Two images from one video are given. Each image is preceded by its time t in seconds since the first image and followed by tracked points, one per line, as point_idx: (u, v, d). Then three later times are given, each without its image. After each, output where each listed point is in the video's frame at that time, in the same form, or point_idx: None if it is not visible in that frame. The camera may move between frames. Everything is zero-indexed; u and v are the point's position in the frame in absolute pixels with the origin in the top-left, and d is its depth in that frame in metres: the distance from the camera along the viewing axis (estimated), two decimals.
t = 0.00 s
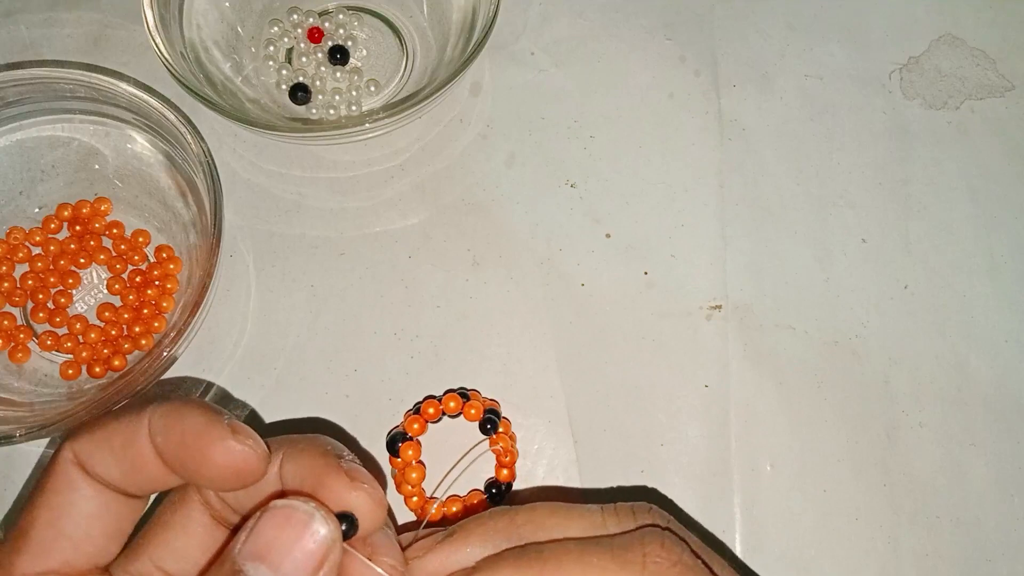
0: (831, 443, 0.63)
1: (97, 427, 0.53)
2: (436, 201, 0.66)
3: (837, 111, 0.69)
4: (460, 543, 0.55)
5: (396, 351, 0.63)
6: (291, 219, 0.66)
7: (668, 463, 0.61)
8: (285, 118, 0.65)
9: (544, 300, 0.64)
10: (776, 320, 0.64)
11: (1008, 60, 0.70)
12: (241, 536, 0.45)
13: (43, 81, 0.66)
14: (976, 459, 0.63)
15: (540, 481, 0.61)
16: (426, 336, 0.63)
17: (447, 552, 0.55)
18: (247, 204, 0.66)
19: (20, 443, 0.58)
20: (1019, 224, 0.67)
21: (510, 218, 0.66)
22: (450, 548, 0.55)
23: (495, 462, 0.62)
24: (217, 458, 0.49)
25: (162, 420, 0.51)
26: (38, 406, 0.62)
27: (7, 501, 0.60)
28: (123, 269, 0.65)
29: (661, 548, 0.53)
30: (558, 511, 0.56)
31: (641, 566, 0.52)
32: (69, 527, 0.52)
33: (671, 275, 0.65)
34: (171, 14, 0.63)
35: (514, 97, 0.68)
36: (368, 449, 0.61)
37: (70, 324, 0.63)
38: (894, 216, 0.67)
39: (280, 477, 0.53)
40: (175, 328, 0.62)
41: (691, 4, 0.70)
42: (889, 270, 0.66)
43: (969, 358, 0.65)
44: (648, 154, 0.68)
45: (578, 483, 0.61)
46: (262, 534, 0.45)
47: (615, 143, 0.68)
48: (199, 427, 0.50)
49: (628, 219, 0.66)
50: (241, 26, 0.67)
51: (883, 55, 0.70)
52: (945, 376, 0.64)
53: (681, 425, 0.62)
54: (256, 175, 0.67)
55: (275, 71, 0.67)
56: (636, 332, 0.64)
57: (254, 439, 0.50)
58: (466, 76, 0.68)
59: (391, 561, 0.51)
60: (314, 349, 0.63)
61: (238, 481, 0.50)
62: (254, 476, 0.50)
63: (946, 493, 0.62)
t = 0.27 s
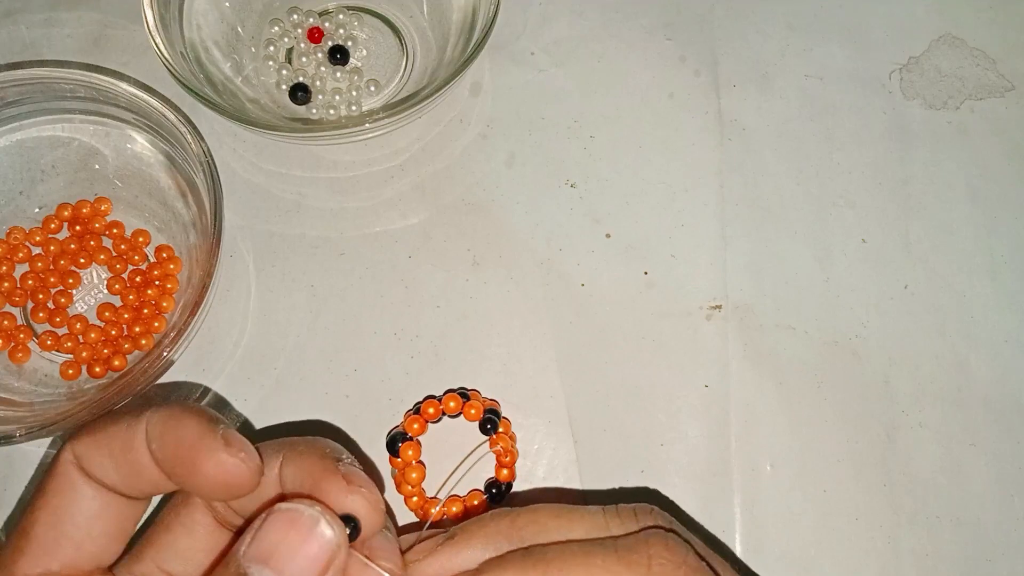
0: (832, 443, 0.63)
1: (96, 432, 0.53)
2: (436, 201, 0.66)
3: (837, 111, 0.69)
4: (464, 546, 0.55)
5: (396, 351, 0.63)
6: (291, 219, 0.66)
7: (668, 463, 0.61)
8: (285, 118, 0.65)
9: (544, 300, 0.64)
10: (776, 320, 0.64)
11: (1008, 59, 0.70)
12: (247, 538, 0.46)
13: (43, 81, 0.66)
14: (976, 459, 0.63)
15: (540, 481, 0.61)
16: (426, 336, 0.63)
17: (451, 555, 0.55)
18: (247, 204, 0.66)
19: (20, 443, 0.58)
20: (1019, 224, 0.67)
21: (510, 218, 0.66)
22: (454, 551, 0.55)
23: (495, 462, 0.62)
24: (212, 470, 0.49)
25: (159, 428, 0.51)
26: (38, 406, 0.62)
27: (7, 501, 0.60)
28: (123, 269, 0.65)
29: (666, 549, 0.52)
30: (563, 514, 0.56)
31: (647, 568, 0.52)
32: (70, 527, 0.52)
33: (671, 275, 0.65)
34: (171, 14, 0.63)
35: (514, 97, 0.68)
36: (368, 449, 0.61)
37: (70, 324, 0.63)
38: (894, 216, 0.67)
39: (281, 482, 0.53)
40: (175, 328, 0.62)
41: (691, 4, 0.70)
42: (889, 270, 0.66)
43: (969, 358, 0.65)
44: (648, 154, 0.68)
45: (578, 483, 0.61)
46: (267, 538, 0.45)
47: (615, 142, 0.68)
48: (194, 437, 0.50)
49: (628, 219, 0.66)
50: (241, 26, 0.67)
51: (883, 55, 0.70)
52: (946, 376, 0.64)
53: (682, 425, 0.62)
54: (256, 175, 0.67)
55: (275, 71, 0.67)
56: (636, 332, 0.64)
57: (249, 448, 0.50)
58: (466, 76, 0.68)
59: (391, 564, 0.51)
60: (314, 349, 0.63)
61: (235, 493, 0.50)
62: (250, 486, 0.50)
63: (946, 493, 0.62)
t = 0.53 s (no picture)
0: (832, 443, 0.63)
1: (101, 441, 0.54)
2: (436, 201, 0.66)
3: (837, 111, 0.69)
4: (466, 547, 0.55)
5: (396, 351, 0.63)
6: (291, 219, 0.66)
7: (668, 463, 0.61)
8: (285, 118, 0.65)
9: (544, 300, 0.64)
10: (776, 320, 0.64)
11: (1008, 60, 0.70)
12: (251, 546, 0.46)
13: (43, 81, 0.66)
14: (976, 459, 0.63)
15: (540, 481, 0.61)
16: (426, 336, 0.63)
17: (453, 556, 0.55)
18: (247, 204, 0.66)
19: (20, 443, 0.58)
20: (1019, 223, 0.67)
21: (510, 218, 0.66)
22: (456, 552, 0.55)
23: (495, 462, 0.62)
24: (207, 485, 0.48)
25: (157, 439, 0.51)
26: (38, 406, 0.62)
27: (7, 501, 0.60)
28: (124, 269, 0.65)
29: (667, 549, 0.53)
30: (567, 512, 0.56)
31: (647, 567, 0.52)
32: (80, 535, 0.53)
33: (671, 275, 0.65)
34: (171, 14, 0.63)
35: (514, 97, 0.68)
36: (368, 449, 0.61)
37: (70, 324, 0.63)
38: (894, 216, 0.67)
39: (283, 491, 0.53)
40: (175, 327, 0.62)
41: (691, 4, 0.70)
42: (889, 270, 0.66)
43: (969, 358, 0.65)
44: (648, 153, 0.68)
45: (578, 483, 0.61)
46: (269, 547, 0.45)
47: (615, 142, 0.68)
48: (189, 451, 0.49)
49: (628, 219, 0.66)
50: (241, 26, 0.67)
51: (883, 55, 0.70)
52: (946, 375, 0.64)
53: (682, 425, 0.62)
54: (256, 175, 0.67)
55: (275, 71, 0.67)
56: (636, 332, 0.64)
57: (242, 465, 0.49)
58: (466, 76, 0.68)
59: (393, 565, 0.51)
60: (314, 349, 0.63)
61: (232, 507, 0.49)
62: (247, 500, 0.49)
63: (946, 493, 0.62)
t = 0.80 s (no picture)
0: (832, 443, 0.63)
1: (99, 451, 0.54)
2: (436, 201, 0.66)
3: (837, 111, 0.69)
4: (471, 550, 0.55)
5: (396, 351, 0.63)
6: (290, 219, 0.66)
7: (669, 463, 0.61)
8: (285, 118, 0.65)
9: (544, 300, 0.64)
10: (777, 320, 0.64)
11: (1008, 60, 0.70)
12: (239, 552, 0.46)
13: (43, 81, 0.66)
14: (976, 459, 0.63)
15: (540, 481, 0.61)
16: (426, 336, 0.63)
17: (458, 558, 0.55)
18: (247, 204, 0.66)
19: (20, 442, 0.58)
20: (1019, 223, 0.67)
21: (510, 218, 0.66)
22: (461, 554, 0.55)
23: (495, 463, 0.62)
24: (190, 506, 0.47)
25: (148, 451, 0.50)
26: (38, 406, 0.62)
27: (7, 501, 0.60)
28: (124, 269, 0.65)
29: (677, 554, 0.52)
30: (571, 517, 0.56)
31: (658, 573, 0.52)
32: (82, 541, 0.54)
33: (671, 275, 0.65)
34: (171, 14, 0.63)
35: (514, 97, 0.68)
36: (368, 449, 0.61)
37: (70, 323, 0.63)
38: (894, 216, 0.67)
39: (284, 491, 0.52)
40: (175, 328, 0.62)
41: (691, 4, 0.70)
42: (889, 270, 0.66)
43: (969, 358, 0.65)
44: (648, 153, 0.68)
45: (578, 483, 0.61)
46: (256, 552, 0.45)
47: (615, 142, 0.68)
48: (175, 468, 0.48)
49: (628, 219, 0.66)
50: (241, 26, 0.67)
51: (883, 55, 0.70)
52: (946, 375, 0.64)
53: (682, 426, 0.62)
54: (256, 175, 0.67)
55: (275, 71, 0.67)
56: (636, 332, 0.64)
57: (223, 487, 0.48)
58: (466, 76, 0.68)
59: (393, 562, 0.51)
60: (314, 349, 0.63)
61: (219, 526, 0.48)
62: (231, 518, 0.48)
63: (946, 493, 0.62)
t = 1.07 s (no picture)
0: (832, 444, 0.63)
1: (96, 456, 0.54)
2: (436, 201, 0.66)
3: (837, 111, 0.69)
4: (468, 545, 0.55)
5: (396, 351, 0.63)
6: (291, 219, 0.66)
7: (669, 463, 0.61)
8: (285, 118, 0.65)
9: (544, 300, 0.64)
10: (777, 320, 0.64)
11: (1008, 59, 0.70)
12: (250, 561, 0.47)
13: (43, 81, 0.66)
14: (976, 459, 0.63)
15: (540, 481, 0.61)
16: (426, 336, 0.63)
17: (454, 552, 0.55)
18: (247, 204, 0.66)
19: (20, 442, 0.58)
20: (1019, 223, 0.67)
21: (509, 218, 0.66)
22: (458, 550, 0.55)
23: (495, 462, 0.62)
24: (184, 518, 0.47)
25: (143, 460, 0.51)
26: (38, 406, 0.62)
27: (7, 501, 0.60)
28: (124, 269, 0.65)
29: (672, 551, 0.52)
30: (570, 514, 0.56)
31: (653, 570, 0.52)
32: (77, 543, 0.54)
33: (671, 275, 0.65)
34: (171, 14, 0.63)
35: (514, 97, 0.68)
36: (368, 450, 0.61)
37: (70, 323, 0.63)
38: (894, 216, 0.67)
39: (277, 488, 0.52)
40: (175, 328, 0.62)
41: (691, 4, 0.70)
42: (890, 270, 0.66)
43: (969, 358, 0.65)
44: (648, 153, 0.68)
45: (578, 483, 0.61)
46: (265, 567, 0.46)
47: (615, 142, 0.68)
48: (168, 481, 0.49)
49: (628, 219, 0.66)
50: (241, 26, 0.67)
51: (883, 54, 0.70)
52: (946, 375, 0.64)
53: (682, 425, 0.62)
54: (256, 175, 0.66)
55: (275, 71, 0.67)
56: (636, 332, 0.64)
57: (213, 503, 0.48)
58: (466, 76, 0.68)
59: (392, 551, 0.51)
60: (314, 349, 0.63)
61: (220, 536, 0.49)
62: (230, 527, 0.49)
63: (946, 493, 0.62)
